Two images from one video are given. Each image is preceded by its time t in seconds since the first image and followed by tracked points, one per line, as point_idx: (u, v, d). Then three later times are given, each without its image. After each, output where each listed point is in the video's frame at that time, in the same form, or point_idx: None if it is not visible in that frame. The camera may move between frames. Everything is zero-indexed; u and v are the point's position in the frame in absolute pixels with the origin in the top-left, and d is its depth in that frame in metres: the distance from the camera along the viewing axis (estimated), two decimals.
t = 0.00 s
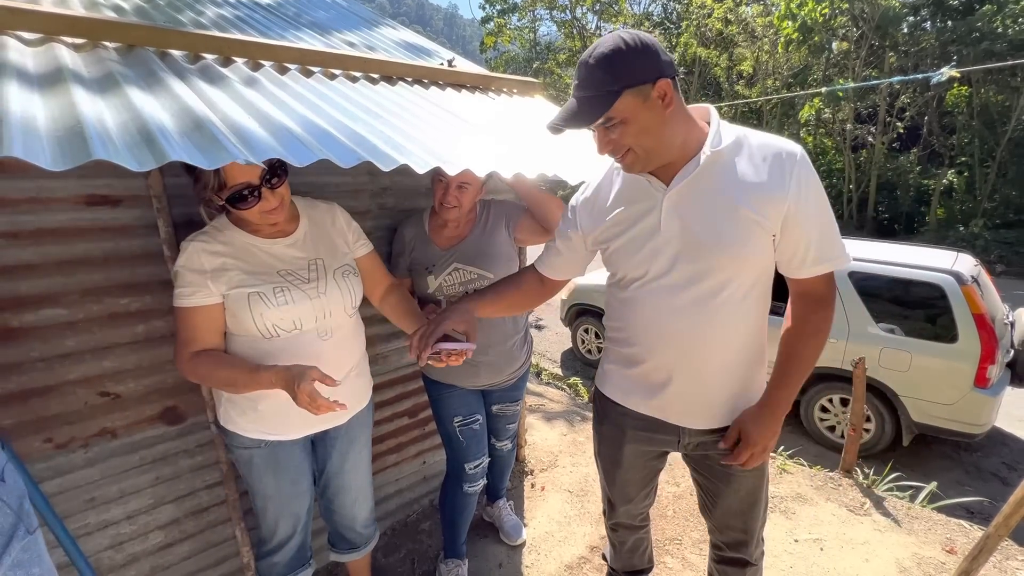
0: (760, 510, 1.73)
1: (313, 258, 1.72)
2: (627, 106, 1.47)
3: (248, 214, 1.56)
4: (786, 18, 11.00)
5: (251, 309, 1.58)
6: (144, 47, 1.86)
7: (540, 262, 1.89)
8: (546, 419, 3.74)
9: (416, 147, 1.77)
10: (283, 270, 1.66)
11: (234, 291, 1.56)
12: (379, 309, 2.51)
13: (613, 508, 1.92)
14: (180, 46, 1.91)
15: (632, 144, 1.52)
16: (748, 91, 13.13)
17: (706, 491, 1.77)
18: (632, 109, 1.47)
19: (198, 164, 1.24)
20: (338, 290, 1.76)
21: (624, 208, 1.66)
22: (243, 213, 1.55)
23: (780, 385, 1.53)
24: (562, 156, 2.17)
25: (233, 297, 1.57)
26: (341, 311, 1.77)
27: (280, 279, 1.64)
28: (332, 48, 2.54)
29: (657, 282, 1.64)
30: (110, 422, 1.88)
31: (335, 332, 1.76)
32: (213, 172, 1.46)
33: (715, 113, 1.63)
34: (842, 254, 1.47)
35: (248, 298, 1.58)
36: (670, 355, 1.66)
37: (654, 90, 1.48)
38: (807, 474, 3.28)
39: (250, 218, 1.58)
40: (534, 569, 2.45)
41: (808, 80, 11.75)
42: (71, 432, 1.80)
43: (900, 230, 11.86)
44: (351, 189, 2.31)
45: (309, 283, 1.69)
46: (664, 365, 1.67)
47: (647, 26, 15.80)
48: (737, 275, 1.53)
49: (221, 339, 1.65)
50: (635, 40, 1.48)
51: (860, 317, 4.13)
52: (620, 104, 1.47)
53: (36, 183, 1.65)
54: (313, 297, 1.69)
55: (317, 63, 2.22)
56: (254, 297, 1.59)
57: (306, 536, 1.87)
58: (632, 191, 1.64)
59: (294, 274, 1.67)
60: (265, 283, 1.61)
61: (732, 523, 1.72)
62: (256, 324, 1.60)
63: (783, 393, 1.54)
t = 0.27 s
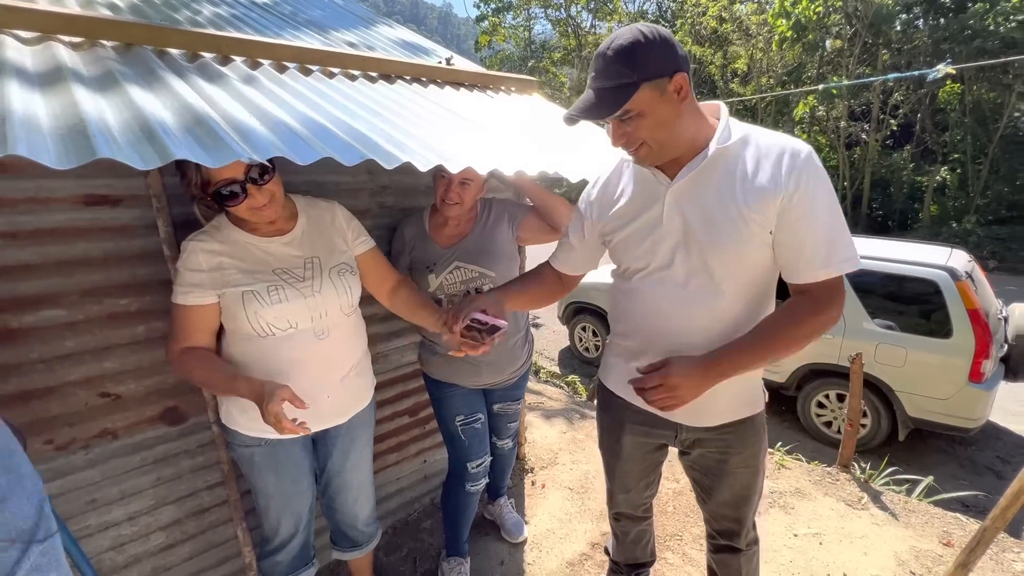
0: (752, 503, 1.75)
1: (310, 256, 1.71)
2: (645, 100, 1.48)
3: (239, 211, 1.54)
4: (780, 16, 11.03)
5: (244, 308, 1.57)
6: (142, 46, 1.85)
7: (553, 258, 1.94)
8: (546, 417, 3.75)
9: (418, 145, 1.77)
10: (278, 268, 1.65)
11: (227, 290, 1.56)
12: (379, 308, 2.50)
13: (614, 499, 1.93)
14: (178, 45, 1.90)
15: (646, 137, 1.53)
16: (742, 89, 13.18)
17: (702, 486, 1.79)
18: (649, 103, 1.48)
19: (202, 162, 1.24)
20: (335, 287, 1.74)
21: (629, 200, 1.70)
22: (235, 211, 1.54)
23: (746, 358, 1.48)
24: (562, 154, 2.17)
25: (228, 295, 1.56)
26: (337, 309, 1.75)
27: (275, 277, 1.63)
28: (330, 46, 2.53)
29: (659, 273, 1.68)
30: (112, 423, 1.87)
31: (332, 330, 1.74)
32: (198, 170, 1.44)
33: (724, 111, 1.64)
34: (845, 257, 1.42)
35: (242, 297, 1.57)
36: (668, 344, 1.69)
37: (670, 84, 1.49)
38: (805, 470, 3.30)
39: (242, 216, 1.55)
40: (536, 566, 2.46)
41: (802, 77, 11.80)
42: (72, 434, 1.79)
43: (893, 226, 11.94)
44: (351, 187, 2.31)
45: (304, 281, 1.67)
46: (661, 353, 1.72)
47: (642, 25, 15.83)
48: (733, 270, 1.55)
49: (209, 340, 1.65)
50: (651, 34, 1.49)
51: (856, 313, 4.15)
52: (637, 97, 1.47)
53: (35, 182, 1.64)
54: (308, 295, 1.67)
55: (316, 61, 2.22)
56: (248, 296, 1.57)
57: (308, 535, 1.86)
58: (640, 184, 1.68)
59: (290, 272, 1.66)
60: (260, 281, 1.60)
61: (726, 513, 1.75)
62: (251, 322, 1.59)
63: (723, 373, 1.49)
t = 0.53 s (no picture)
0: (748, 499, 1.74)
1: (296, 257, 1.69)
2: (674, 99, 1.48)
3: (222, 210, 1.51)
4: (773, 14, 11.07)
5: (228, 309, 1.56)
6: (138, 44, 1.83)
7: (584, 258, 2.01)
8: (544, 415, 3.75)
9: (418, 143, 1.77)
10: (263, 268, 1.63)
11: (209, 293, 1.55)
12: (379, 307, 2.50)
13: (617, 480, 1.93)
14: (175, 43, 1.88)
15: (672, 136, 1.54)
16: (735, 88, 13.23)
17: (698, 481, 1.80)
18: (677, 103, 1.49)
19: (203, 160, 1.23)
20: (321, 287, 1.71)
21: (631, 197, 1.75)
22: (218, 209, 1.51)
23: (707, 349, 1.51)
24: (561, 152, 2.18)
25: (212, 297, 1.56)
26: (324, 309, 1.73)
27: (259, 278, 1.62)
28: (326, 45, 2.51)
29: (659, 268, 1.72)
30: (111, 425, 1.85)
31: (319, 332, 1.72)
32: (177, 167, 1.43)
33: (735, 109, 1.65)
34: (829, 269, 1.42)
35: (225, 299, 1.56)
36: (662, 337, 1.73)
37: (696, 82, 1.50)
38: (802, 465, 3.32)
39: (225, 214, 1.53)
40: (537, 564, 2.46)
41: (795, 76, 11.85)
42: (71, 436, 1.78)
43: (885, 223, 12.04)
44: (349, 187, 2.30)
45: (288, 282, 1.65)
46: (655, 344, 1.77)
47: (635, 24, 15.86)
48: (724, 267, 1.58)
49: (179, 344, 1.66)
50: (674, 31, 1.49)
51: (850, 309, 4.18)
52: (666, 97, 1.48)
53: (31, 183, 1.62)
54: (294, 295, 1.65)
55: (313, 60, 2.20)
56: (231, 297, 1.56)
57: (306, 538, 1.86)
58: (644, 182, 1.73)
59: (275, 273, 1.65)
60: (243, 282, 1.59)
61: (719, 508, 1.75)
62: (235, 324, 1.58)
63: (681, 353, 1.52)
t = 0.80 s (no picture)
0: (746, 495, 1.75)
1: (277, 259, 1.67)
2: (679, 114, 1.48)
3: (206, 209, 1.48)
4: (766, 13, 11.12)
5: (207, 314, 1.55)
6: (134, 43, 1.81)
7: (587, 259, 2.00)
8: (543, 414, 3.75)
9: (417, 142, 1.76)
10: (243, 272, 1.61)
11: (187, 298, 1.54)
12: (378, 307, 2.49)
13: (618, 477, 1.93)
14: (171, 42, 1.86)
15: (678, 148, 1.54)
16: (729, 87, 13.28)
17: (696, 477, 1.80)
18: (682, 116, 1.49)
19: (205, 158, 1.22)
20: (304, 291, 1.69)
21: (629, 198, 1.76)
22: (201, 209, 1.48)
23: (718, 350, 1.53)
24: (560, 150, 2.18)
25: (190, 302, 1.54)
26: (308, 314, 1.70)
27: (239, 282, 1.60)
28: (322, 44, 2.50)
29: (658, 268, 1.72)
30: (108, 427, 1.84)
31: (302, 338, 1.70)
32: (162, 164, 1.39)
33: (731, 107, 1.65)
34: (830, 267, 1.43)
35: (204, 303, 1.54)
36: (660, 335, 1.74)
37: (696, 92, 1.50)
38: (800, 461, 3.34)
39: (208, 214, 1.49)
40: (538, 563, 2.46)
41: (788, 74, 11.91)
42: (68, 439, 1.76)
43: (878, 221, 12.12)
44: (347, 186, 2.29)
45: (270, 285, 1.64)
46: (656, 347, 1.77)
47: (629, 23, 15.89)
48: (724, 269, 1.59)
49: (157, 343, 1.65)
50: (667, 43, 1.48)
51: (845, 306, 4.20)
52: (670, 115, 1.48)
53: (27, 183, 1.59)
54: (275, 299, 1.63)
55: (310, 59, 2.19)
56: (210, 302, 1.55)
57: (297, 541, 1.85)
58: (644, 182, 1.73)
59: (256, 275, 1.63)
60: (224, 286, 1.58)
61: (716, 503, 1.75)
62: (215, 328, 1.56)
63: (696, 355, 1.54)
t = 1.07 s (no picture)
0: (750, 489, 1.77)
1: (259, 265, 1.64)
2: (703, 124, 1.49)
3: (189, 209, 1.45)
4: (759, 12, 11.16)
5: (185, 320, 1.50)
6: (129, 42, 1.78)
7: (571, 259, 2.00)
8: (541, 413, 3.76)
9: (418, 140, 1.76)
10: (223, 277, 1.58)
11: (164, 303, 1.50)
12: (377, 307, 2.48)
13: (618, 483, 1.92)
14: (166, 40, 1.84)
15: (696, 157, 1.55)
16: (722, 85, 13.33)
17: (699, 473, 1.81)
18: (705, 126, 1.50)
19: (207, 158, 1.21)
20: (287, 298, 1.67)
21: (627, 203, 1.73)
22: (184, 209, 1.45)
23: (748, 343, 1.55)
24: (558, 148, 2.18)
25: (166, 307, 1.50)
26: (290, 322, 1.67)
27: (219, 287, 1.56)
28: (318, 43, 2.48)
29: (663, 272, 1.71)
30: (106, 430, 1.82)
31: (285, 346, 1.67)
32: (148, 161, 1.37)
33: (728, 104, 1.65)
34: (842, 258, 1.49)
35: (182, 308, 1.50)
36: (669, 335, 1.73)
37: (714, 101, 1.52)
38: (798, 457, 3.35)
39: (192, 215, 1.47)
40: (540, 561, 2.46)
41: (780, 72, 11.97)
42: (66, 443, 1.74)
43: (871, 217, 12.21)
44: (345, 186, 2.28)
45: (253, 291, 1.60)
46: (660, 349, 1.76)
47: (622, 22, 15.92)
48: (734, 267, 1.60)
49: (134, 339, 1.64)
50: (688, 52, 1.47)
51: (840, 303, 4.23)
52: (698, 126, 1.48)
53: (22, 184, 1.57)
54: (258, 305, 1.59)
55: (306, 58, 2.18)
56: (188, 307, 1.51)
57: (285, 546, 1.82)
58: (641, 182, 1.70)
59: (237, 281, 1.59)
60: (204, 292, 1.53)
61: (724, 498, 1.76)
62: (194, 336, 1.51)
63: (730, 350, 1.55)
